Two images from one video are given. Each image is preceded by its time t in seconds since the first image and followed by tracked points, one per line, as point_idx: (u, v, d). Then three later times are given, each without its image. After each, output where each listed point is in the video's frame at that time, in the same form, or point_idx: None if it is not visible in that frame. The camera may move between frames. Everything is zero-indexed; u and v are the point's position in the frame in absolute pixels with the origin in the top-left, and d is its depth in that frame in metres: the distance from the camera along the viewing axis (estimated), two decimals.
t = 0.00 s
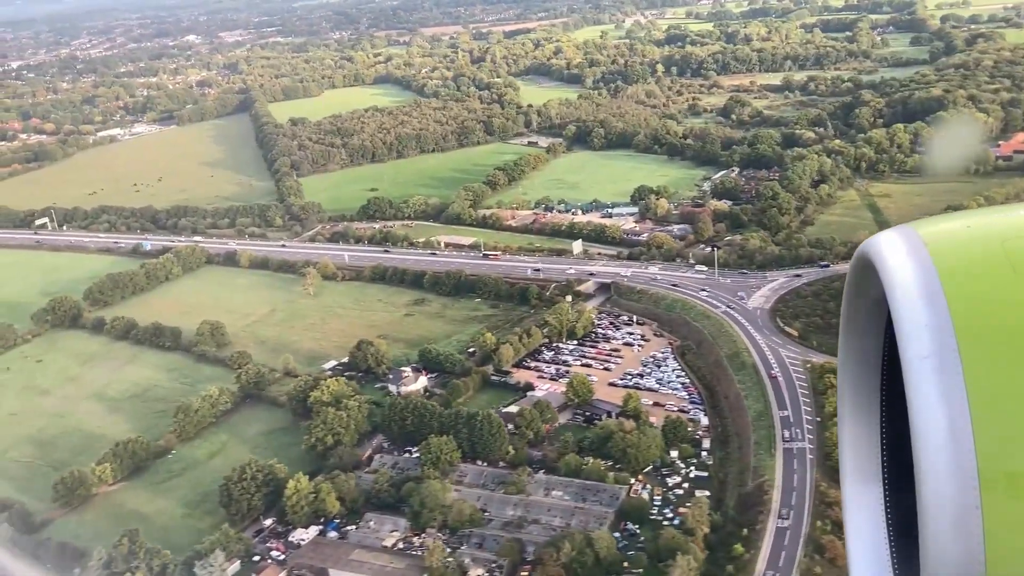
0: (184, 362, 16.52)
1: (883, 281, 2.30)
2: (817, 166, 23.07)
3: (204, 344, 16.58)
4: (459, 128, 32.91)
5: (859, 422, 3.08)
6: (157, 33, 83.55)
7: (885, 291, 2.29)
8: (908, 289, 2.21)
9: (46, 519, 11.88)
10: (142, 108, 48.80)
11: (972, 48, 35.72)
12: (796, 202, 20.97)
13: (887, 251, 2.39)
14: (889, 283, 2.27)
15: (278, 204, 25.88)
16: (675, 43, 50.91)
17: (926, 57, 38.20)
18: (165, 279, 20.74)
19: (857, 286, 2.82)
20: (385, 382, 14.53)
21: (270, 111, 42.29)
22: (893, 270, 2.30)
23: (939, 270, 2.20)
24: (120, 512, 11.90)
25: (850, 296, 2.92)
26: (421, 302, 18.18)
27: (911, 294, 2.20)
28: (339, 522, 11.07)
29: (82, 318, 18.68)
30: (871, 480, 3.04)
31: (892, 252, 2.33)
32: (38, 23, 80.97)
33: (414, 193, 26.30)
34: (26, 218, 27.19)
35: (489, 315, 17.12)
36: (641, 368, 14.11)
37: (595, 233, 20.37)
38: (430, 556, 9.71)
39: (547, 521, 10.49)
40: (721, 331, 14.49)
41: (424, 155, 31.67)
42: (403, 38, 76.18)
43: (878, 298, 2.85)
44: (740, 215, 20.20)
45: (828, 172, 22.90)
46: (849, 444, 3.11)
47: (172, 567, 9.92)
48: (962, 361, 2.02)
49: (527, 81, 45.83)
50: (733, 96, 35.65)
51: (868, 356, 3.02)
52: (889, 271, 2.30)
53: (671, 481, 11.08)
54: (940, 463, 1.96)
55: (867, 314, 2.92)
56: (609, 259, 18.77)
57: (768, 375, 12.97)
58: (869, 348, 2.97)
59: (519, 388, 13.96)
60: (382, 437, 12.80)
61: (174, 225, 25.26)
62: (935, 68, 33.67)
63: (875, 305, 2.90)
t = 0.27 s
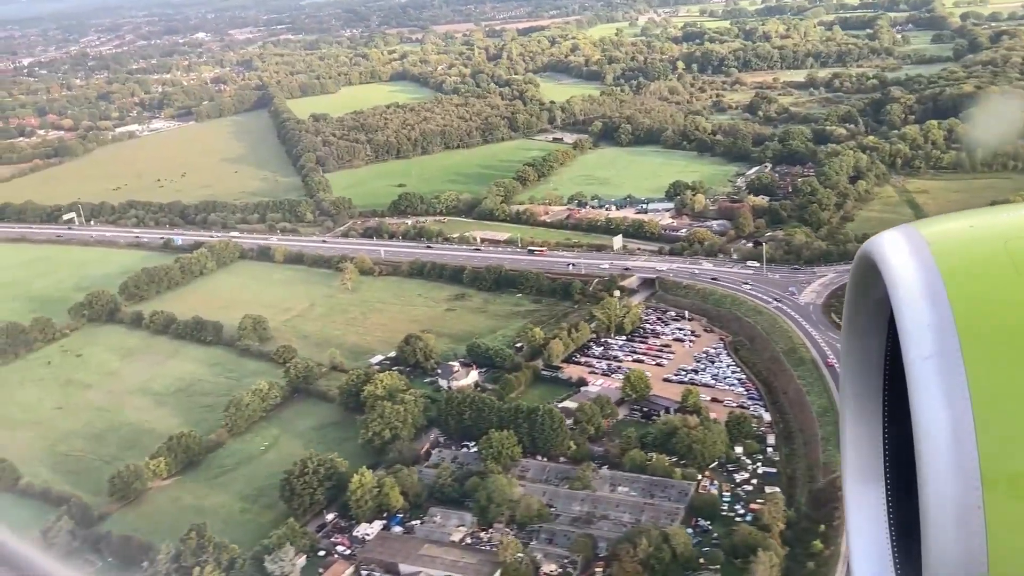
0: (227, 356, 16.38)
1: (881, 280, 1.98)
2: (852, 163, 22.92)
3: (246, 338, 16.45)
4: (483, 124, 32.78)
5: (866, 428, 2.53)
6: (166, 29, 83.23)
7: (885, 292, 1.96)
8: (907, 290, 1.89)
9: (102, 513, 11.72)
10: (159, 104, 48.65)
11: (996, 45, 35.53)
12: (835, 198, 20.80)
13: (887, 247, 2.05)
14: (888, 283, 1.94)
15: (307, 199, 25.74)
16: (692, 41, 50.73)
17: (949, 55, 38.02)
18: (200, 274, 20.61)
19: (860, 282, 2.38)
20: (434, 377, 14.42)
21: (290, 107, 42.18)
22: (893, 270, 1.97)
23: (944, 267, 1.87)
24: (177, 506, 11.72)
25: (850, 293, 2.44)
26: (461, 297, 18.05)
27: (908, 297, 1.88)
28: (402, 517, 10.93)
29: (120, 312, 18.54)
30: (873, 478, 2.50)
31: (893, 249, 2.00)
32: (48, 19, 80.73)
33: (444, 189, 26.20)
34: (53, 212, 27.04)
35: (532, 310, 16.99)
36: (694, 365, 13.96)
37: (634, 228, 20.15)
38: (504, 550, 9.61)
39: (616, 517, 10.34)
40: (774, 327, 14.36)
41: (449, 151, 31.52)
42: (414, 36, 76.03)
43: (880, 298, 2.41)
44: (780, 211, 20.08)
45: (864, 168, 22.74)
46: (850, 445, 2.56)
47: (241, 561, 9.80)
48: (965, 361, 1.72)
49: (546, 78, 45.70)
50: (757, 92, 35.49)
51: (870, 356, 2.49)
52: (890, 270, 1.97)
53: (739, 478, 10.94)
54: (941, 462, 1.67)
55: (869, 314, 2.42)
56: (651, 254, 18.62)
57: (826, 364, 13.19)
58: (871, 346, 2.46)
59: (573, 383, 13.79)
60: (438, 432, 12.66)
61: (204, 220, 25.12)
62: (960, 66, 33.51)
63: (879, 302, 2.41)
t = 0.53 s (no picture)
0: (270, 350, 16.24)
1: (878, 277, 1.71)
2: (888, 159, 22.73)
3: (289, 332, 16.31)
4: (508, 120, 32.63)
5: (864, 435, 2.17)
6: (175, 24, 82.84)
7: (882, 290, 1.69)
8: (908, 286, 1.62)
9: (160, 507, 11.58)
10: (176, 99, 48.44)
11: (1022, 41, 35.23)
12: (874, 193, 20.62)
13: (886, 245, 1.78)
14: (885, 279, 1.68)
15: (337, 194, 25.62)
16: (710, 38, 50.42)
17: (974, 51, 37.73)
18: (234, 268, 20.47)
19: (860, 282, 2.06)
20: (485, 371, 14.30)
21: (310, 104, 42.06)
22: (895, 269, 1.69)
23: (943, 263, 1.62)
24: (234, 500, 11.60)
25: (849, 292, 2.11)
26: (501, 292, 17.90)
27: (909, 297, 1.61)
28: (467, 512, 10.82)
29: (158, 306, 18.36)
30: (874, 476, 2.14)
31: (891, 244, 1.73)
32: (57, 17, 80.44)
33: (474, 184, 26.11)
34: (80, 207, 26.85)
35: (575, 305, 16.83)
36: (750, 360, 13.82)
37: (674, 223, 20.01)
38: (581, 545, 9.51)
39: (688, 513, 10.19)
40: (829, 321, 14.21)
41: (473, 147, 31.38)
42: (427, 32, 75.70)
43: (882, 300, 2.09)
44: (820, 207, 19.97)
45: (901, 164, 22.54)
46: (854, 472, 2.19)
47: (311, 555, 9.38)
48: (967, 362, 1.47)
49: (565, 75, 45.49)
50: (782, 89, 35.28)
51: (869, 357, 2.16)
52: (889, 266, 1.70)
53: (809, 473, 10.82)
54: (945, 482, 1.42)
55: (870, 314, 2.09)
56: (693, 250, 18.47)
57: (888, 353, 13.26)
58: (871, 347, 2.13)
59: (626, 378, 13.61)
60: (494, 426, 12.55)
61: (234, 215, 25.03)
62: (987, 62, 33.28)
63: (881, 299, 2.07)
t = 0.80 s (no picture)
0: (314, 345, 16.13)
1: (887, 278, 2.07)
2: (925, 154, 22.47)
3: (333, 327, 16.17)
4: (532, 115, 32.43)
5: (865, 419, 2.58)
6: (183, 21, 82.13)
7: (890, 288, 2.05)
8: (913, 287, 1.99)
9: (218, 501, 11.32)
10: (191, 94, 48.06)
11: None
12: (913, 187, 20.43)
13: (892, 245, 2.14)
14: (893, 280, 2.04)
15: (365, 188, 25.44)
16: (726, 34, 50.09)
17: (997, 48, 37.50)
18: (269, 262, 20.30)
19: (863, 281, 2.46)
20: (535, 365, 14.19)
21: (328, 99, 41.85)
22: (899, 268, 2.05)
23: (946, 270, 1.98)
24: (294, 493, 11.38)
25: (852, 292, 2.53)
26: (542, 287, 17.75)
27: (914, 295, 1.98)
28: (532, 508, 10.44)
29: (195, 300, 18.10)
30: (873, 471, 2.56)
31: (897, 248, 2.10)
32: (63, 14, 79.71)
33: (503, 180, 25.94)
34: (106, 202, 26.65)
35: (620, 300, 16.69)
36: (806, 355, 13.68)
37: (713, 219, 19.85)
38: (658, 539, 9.00)
39: (761, 508, 9.80)
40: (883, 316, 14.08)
41: (498, 142, 31.19)
42: (437, 29, 75.25)
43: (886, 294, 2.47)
44: (860, 202, 19.82)
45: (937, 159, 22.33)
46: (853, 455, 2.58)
47: (383, 549, 8.99)
48: (968, 360, 1.82)
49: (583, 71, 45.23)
50: (805, 85, 35.05)
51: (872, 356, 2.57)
52: (894, 268, 2.07)
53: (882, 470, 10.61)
54: (941, 457, 1.79)
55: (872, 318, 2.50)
56: (735, 245, 18.33)
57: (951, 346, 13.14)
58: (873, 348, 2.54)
59: (681, 373, 13.47)
60: (552, 420, 12.38)
61: (262, 210, 24.92)
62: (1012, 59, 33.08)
63: (881, 305, 2.49)
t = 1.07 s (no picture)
0: (357, 339, 15.93)
1: (889, 278, 2.27)
2: (964, 149, 22.09)
3: (376, 321, 15.98)
4: (556, 111, 32.25)
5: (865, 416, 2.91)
6: (192, 17, 81.55)
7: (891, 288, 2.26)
8: (914, 286, 2.19)
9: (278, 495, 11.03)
10: (206, 89, 47.72)
11: None
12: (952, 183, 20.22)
13: (894, 246, 2.35)
14: (894, 278, 2.25)
15: (395, 183, 25.28)
16: (744, 31, 49.77)
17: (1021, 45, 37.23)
18: (303, 256, 20.15)
19: (864, 282, 2.75)
20: (586, 360, 14.03)
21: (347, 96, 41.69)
22: (901, 268, 2.26)
23: (947, 269, 2.18)
24: (354, 487, 10.94)
25: (854, 292, 2.82)
26: (583, 282, 17.59)
27: (915, 294, 2.18)
28: (599, 503, 10.06)
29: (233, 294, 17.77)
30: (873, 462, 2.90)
31: (898, 250, 2.31)
32: (71, 9, 79.03)
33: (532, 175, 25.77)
34: (132, 196, 26.53)
35: (665, 295, 16.54)
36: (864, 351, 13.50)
37: (753, 214, 19.70)
38: (738, 536, 8.67)
39: (835, 505, 9.51)
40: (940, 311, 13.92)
41: (522, 138, 31.01)
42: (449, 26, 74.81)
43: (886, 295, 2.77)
44: (899, 197, 19.68)
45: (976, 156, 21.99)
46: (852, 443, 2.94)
47: (456, 545, 8.79)
48: (969, 359, 2.01)
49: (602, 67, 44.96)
50: (830, 81, 34.81)
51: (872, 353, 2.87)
52: (897, 268, 2.27)
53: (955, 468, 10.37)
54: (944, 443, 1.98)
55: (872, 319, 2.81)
56: (777, 240, 18.19)
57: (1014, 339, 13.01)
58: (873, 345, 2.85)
59: (737, 369, 13.30)
60: (610, 414, 12.02)
61: (292, 204, 24.87)
62: None
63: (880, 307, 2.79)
